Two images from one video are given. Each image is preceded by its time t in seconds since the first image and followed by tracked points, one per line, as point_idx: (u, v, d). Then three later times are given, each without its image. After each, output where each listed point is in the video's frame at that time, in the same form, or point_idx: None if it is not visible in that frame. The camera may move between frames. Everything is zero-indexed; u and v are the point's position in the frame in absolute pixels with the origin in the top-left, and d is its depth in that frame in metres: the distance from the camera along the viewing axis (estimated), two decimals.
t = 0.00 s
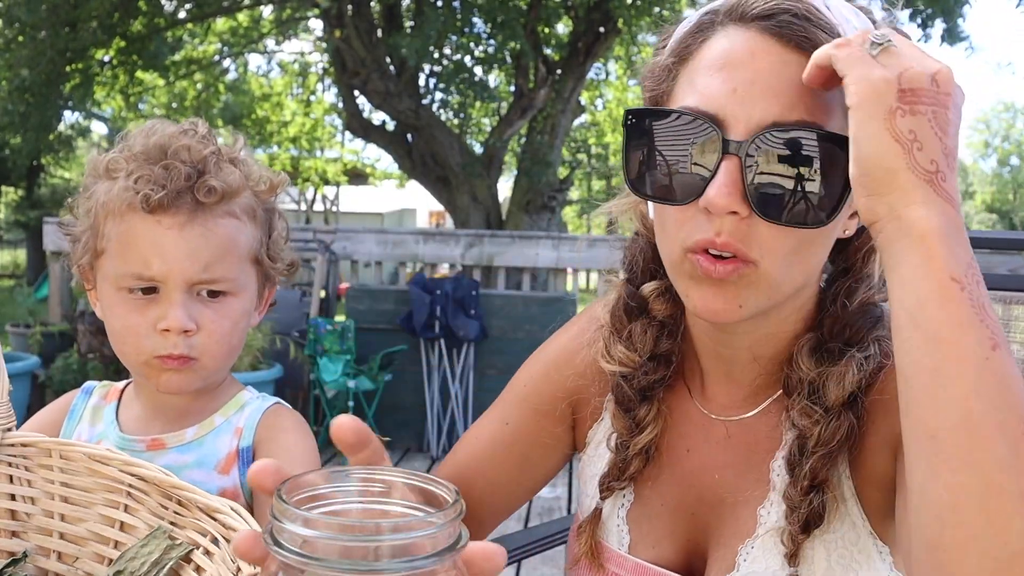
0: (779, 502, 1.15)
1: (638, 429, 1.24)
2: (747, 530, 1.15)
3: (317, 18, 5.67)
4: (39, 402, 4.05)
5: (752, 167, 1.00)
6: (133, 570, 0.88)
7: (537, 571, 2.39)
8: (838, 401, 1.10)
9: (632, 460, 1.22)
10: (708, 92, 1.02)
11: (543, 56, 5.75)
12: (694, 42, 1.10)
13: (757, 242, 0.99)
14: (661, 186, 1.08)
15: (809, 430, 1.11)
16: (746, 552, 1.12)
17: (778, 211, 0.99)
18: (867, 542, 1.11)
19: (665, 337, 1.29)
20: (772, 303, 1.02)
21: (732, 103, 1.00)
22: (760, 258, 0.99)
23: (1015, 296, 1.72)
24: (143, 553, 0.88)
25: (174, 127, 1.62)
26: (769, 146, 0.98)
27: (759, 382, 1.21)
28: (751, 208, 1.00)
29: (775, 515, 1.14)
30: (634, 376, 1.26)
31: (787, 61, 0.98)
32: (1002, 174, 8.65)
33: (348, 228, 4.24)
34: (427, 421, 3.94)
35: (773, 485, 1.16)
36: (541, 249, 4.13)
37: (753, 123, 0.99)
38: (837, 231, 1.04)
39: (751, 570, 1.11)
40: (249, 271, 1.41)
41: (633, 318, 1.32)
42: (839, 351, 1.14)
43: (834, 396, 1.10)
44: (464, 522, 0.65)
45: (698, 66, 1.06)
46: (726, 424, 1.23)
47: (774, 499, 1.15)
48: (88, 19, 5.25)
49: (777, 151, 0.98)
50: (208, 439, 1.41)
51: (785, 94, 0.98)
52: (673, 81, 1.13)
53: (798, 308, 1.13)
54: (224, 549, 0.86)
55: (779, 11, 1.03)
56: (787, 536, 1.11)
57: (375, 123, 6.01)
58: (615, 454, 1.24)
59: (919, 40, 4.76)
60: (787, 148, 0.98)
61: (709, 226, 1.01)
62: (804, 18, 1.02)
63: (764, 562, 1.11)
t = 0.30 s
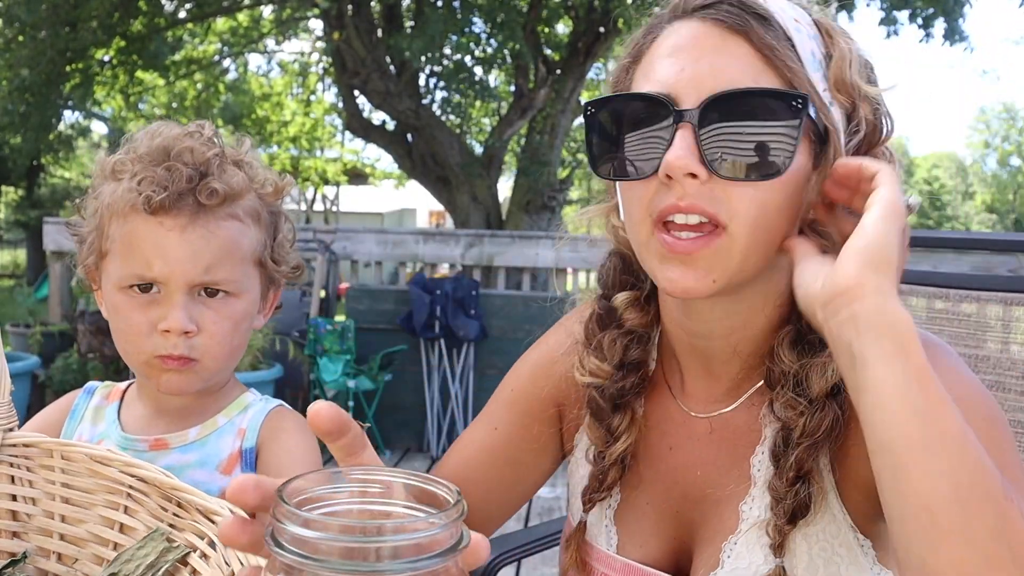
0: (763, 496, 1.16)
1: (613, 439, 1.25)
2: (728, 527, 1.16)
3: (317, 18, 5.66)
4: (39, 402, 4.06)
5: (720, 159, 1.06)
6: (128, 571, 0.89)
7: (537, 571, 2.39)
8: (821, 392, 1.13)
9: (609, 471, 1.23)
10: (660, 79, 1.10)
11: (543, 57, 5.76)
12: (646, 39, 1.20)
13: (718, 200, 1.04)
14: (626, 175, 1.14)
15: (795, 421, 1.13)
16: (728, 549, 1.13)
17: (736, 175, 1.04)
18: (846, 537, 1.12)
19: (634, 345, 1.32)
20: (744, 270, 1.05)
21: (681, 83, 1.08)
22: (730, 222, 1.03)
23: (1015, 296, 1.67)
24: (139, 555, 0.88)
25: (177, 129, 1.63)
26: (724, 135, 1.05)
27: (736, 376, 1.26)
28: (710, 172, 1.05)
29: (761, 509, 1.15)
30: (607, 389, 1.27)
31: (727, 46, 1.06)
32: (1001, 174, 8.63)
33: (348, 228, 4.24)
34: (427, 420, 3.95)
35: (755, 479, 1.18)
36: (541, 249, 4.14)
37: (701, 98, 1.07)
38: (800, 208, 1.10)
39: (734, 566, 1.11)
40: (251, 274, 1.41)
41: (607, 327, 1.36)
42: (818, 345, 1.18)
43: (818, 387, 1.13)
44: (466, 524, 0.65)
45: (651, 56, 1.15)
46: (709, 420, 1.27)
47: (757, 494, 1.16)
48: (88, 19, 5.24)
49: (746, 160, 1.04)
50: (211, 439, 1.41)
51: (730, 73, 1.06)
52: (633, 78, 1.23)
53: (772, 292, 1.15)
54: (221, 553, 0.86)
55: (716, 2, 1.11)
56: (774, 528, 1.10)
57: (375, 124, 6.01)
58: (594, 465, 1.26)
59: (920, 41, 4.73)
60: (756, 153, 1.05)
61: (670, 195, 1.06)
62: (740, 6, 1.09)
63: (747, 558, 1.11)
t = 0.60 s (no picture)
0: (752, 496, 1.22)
1: (583, 451, 1.36)
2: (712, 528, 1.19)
3: (316, 18, 5.67)
4: (39, 402, 4.06)
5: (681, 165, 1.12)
6: (127, 571, 0.87)
7: (537, 571, 2.39)
8: (808, 386, 1.19)
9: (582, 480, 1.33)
10: (624, 90, 1.20)
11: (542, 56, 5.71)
12: (609, 58, 1.33)
13: (681, 200, 1.10)
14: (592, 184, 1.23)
15: (784, 419, 1.20)
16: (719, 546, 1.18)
17: (696, 176, 1.11)
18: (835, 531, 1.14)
19: (603, 360, 1.44)
20: (709, 270, 1.10)
21: (642, 91, 1.18)
22: (692, 221, 1.09)
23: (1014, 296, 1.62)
24: (139, 556, 0.88)
25: (179, 131, 1.63)
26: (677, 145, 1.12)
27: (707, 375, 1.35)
28: (670, 173, 1.12)
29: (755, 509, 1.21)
30: (577, 404, 1.39)
31: (681, 58, 1.17)
32: (1000, 173, 8.62)
33: (348, 228, 4.24)
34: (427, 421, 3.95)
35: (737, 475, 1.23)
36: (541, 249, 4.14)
37: (658, 105, 1.16)
38: (762, 207, 1.19)
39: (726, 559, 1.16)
40: (252, 275, 1.41)
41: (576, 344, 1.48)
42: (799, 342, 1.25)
43: (804, 382, 1.19)
44: (466, 524, 0.65)
45: (613, 72, 1.26)
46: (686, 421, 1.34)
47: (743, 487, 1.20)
48: (88, 19, 5.24)
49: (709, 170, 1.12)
50: (213, 437, 1.41)
51: (690, 82, 1.16)
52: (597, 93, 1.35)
53: (735, 296, 1.24)
54: (221, 552, 0.85)
55: (669, 19, 1.23)
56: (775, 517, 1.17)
57: (375, 123, 6.01)
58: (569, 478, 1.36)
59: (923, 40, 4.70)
60: (718, 165, 1.12)
61: (635, 197, 1.13)
62: (691, 20, 1.21)
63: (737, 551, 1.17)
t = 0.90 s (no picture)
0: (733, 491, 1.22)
1: (571, 438, 1.38)
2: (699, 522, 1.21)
3: (316, 18, 5.67)
4: (39, 402, 4.06)
5: (664, 178, 1.14)
6: (128, 572, 0.87)
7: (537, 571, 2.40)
8: (788, 379, 1.19)
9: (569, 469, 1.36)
10: (605, 98, 1.20)
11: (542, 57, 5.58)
12: (591, 61, 1.33)
13: (661, 212, 1.12)
14: (581, 191, 1.24)
15: (765, 412, 1.21)
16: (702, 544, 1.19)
17: (675, 187, 1.13)
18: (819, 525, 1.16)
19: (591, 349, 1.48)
20: (694, 280, 1.13)
21: (623, 101, 1.18)
22: (675, 231, 1.11)
23: (1014, 296, 1.62)
24: (138, 556, 0.88)
25: (176, 130, 1.63)
26: (656, 150, 1.15)
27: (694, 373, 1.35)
28: (650, 186, 1.14)
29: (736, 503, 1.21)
30: (565, 391, 1.42)
31: (661, 66, 1.17)
32: (1000, 173, 8.63)
33: (348, 228, 4.24)
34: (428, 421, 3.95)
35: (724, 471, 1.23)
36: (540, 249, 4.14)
37: (639, 118, 1.16)
38: (744, 207, 1.20)
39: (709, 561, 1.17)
40: (249, 274, 1.41)
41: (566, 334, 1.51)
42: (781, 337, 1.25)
43: (784, 375, 1.20)
44: (465, 524, 0.65)
45: (595, 77, 1.26)
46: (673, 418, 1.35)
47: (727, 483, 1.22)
48: (88, 19, 5.25)
49: (695, 165, 1.15)
50: (212, 437, 1.41)
51: (670, 91, 1.16)
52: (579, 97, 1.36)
53: (718, 295, 1.25)
54: (221, 553, 0.85)
55: (649, 23, 1.22)
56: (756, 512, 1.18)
57: (375, 124, 6.01)
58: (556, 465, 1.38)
59: (925, 40, 4.68)
60: (704, 159, 1.15)
61: (617, 210, 1.15)
62: (671, 25, 1.19)
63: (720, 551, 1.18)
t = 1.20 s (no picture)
0: (730, 481, 1.22)
1: (572, 421, 1.39)
2: (698, 515, 1.23)
3: (316, 18, 5.67)
4: (40, 402, 4.07)
5: (667, 174, 1.15)
6: (128, 572, 0.87)
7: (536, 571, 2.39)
8: (786, 368, 1.18)
9: (570, 452, 1.38)
10: (607, 104, 1.21)
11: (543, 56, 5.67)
12: (594, 65, 1.33)
13: (661, 219, 1.14)
14: (587, 195, 1.24)
15: (763, 401, 1.19)
16: (700, 534, 1.19)
17: (678, 192, 1.14)
18: (816, 519, 1.17)
19: (596, 337, 1.48)
20: (693, 283, 1.15)
21: (626, 108, 1.18)
22: (677, 235, 1.13)
23: (1014, 296, 1.62)
24: (138, 556, 0.88)
25: (173, 130, 1.64)
26: (657, 150, 1.15)
27: (694, 369, 1.33)
28: (654, 193, 1.16)
29: (733, 492, 1.21)
30: (569, 376, 1.42)
31: (663, 73, 1.17)
32: (1000, 173, 8.62)
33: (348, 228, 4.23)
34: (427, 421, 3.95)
35: (721, 465, 1.24)
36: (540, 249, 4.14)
37: (641, 125, 1.17)
38: (743, 210, 1.21)
39: (707, 552, 1.18)
40: (247, 274, 1.41)
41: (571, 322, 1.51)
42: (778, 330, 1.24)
43: (782, 364, 1.19)
44: (465, 524, 0.65)
45: (598, 80, 1.25)
46: (672, 414, 1.34)
47: (724, 478, 1.23)
48: (88, 20, 5.25)
49: (698, 158, 1.14)
50: (213, 438, 1.41)
51: (670, 99, 1.16)
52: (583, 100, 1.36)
53: (718, 290, 1.24)
54: (222, 552, 0.85)
55: (651, 30, 1.22)
56: (754, 505, 1.18)
57: (375, 124, 6.02)
58: (557, 449, 1.40)
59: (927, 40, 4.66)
60: (706, 153, 1.15)
61: (619, 216, 1.17)
62: (672, 32, 1.19)
63: (719, 542, 1.18)
